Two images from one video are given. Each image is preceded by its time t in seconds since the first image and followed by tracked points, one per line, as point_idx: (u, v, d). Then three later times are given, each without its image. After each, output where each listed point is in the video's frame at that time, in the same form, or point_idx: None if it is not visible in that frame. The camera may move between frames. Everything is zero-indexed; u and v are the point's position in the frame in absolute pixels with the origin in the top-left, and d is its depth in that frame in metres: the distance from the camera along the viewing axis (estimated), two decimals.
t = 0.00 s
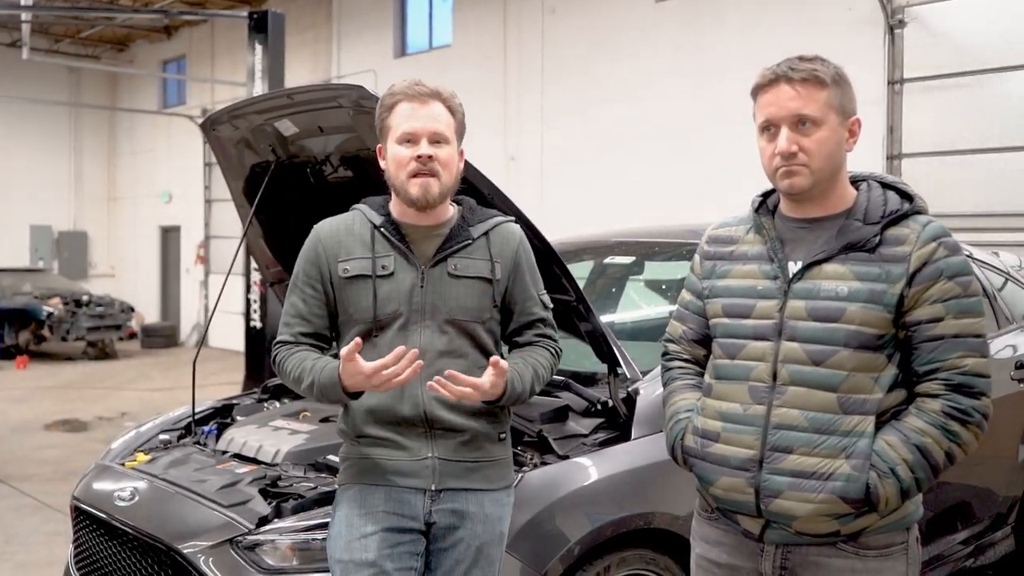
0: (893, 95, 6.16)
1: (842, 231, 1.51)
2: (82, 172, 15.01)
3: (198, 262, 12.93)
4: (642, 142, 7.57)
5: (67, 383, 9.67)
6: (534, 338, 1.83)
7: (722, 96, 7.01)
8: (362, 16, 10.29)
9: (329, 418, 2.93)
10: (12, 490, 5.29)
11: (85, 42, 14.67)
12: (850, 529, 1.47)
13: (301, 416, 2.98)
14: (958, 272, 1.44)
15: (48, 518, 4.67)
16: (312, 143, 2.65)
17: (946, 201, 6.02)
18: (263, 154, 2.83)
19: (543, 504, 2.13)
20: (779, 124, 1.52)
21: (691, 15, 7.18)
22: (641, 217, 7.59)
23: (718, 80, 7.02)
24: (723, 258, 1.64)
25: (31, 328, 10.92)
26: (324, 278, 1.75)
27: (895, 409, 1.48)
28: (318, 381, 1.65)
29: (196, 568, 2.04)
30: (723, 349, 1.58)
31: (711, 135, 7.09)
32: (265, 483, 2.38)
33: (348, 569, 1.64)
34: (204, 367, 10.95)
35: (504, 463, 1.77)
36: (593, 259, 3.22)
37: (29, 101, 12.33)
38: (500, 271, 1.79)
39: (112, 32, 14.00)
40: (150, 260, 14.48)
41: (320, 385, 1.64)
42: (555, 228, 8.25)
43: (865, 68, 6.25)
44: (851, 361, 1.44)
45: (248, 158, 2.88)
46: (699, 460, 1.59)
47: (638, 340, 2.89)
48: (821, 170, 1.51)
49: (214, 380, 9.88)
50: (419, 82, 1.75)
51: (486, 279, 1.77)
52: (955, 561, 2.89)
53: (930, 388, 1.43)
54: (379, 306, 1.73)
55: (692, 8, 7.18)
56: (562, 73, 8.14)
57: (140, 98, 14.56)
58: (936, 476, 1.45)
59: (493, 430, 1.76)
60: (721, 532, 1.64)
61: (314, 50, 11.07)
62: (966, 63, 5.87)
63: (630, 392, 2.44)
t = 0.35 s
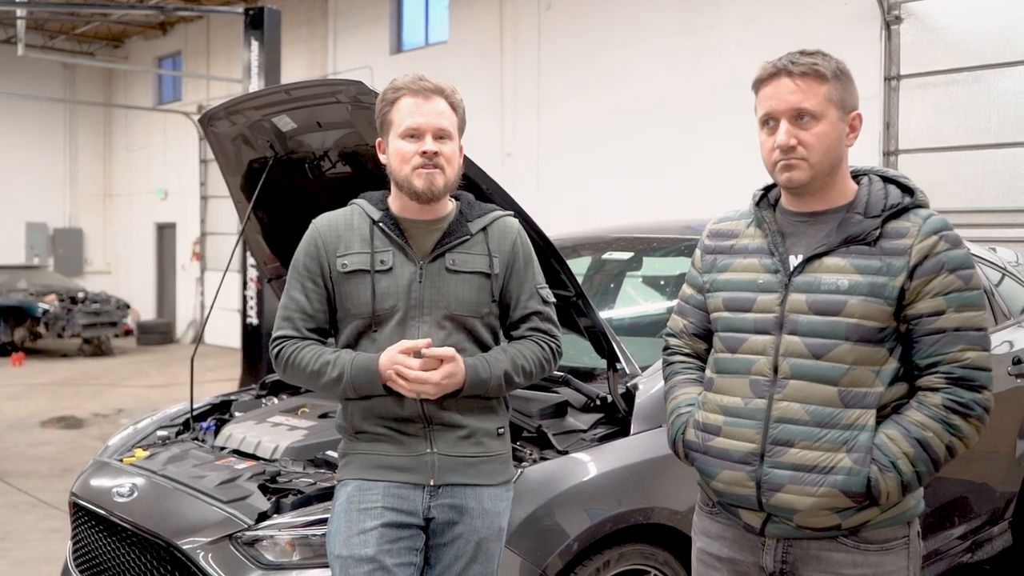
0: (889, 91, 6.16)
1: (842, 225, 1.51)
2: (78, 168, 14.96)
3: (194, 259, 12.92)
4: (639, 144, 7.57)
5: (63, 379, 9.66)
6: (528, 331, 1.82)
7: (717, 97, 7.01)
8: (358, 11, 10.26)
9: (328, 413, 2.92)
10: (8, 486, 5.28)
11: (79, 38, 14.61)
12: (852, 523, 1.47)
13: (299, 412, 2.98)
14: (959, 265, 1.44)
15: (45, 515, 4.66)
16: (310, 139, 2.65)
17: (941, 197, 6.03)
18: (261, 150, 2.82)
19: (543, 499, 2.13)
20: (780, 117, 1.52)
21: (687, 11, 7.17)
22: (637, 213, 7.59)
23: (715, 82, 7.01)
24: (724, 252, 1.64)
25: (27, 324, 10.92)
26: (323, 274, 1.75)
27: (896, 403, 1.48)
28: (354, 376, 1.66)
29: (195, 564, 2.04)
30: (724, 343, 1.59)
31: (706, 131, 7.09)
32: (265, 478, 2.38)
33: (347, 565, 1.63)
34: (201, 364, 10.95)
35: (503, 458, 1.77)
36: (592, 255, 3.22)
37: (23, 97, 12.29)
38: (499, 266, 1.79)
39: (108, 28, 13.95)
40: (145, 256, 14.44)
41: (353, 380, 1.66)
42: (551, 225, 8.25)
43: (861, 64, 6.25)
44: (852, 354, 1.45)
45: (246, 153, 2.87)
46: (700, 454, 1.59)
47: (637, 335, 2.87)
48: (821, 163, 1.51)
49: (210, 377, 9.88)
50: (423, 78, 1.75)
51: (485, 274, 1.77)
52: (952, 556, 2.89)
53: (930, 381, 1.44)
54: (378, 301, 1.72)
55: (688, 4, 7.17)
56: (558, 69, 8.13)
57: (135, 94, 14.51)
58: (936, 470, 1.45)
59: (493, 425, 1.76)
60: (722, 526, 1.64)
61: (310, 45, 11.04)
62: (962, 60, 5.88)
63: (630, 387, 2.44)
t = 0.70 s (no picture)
0: (886, 86, 6.16)
1: (841, 220, 1.51)
2: (74, 165, 14.92)
3: (190, 255, 12.90)
4: (634, 123, 7.56)
5: (58, 376, 9.65)
6: (527, 327, 1.81)
7: (714, 81, 7.00)
8: (355, 7, 10.23)
9: (326, 409, 2.91)
10: (5, 483, 5.27)
11: (75, 34, 14.56)
12: (852, 519, 1.47)
13: (296, 408, 2.97)
14: (958, 260, 1.44)
15: (41, 512, 4.65)
16: (307, 134, 2.64)
17: (937, 193, 6.03)
18: (258, 146, 2.81)
19: (542, 495, 2.12)
20: (777, 112, 1.52)
21: (685, 6, 7.16)
22: (633, 208, 7.59)
23: (713, 68, 7.00)
24: (723, 246, 1.64)
25: (23, 321, 10.91)
26: (321, 271, 1.74)
27: (895, 398, 1.48)
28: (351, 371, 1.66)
29: (194, 560, 2.04)
30: (723, 338, 1.59)
31: (702, 124, 7.09)
32: (263, 475, 2.38)
33: (346, 562, 1.63)
34: (197, 360, 10.93)
35: (502, 454, 1.76)
36: (589, 251, 3.21)
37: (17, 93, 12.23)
38: (497, 262, 1.78)
39: (103, 24, 13.91)
40: (141, 253, 14.41)
41: (351, 377, 1.65)
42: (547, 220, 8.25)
43: (857, 59, 6.25)
44: (852, 349, 1.45)
45: (243, 149, 2.86)
46: (700, 450, 1.59)
47: (635, 330, 2.86)
48: (818, 158, 1.51)
49: (206, 373, 9.87)
50: (420, 75, 1.74)
51: (483, 270, 1.76)
52: (949, 551, 2.89)
53: (930, 376, 1.44)
54: (377, 298, 1.72)
55: None
56: (555, 65, 8.11)
57: (130, 91, 14.47)
58: (936, 466, 1.45)
59: (491, 421, 1.76)
60: (722, 521, 1.65)
61: (306, 41, 11.01)
62: (959, 55, 5.87)
63: (628, 383, 2.43)
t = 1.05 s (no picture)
0: (882, 86, 6.18)
1: (841, 220, 1.51)
2: (70, 166, 14.89)
3: (187, 256, 12.88)
4: (629, 119, 7.57)
5: (55, 377, 9.62)
6: (527, 326, 1.81)
7: (711, 77, 7.00)
8: (352, 8, 10.22)
9: (324, 411, 2.91)
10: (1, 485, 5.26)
11: (71, 35, 14.53)
12: (851, 520, 1.47)
13: (295, 409, 2.97)
14: (957, 260, 1.45)
15: (37, 514, 4.64)
16: (305, 135, 2.63)
17: (934, 193, 6.05)
18: (256, 147, 2.81)
19: (541, 496, 2.12)
20: (776, 111, 1.52)
21: (681, 6, 7.17)
22: (629, 208, 7.59)
23: (712, 65, 6.99)
24: (722, 247, 1.64)
25: (19, 322, 10.88)
26: (321, 270, 1.74)
27: (895, 399, 1.49)
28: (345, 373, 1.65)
29: (192, 562, 2.03)
30: (722, 339, 1.59)
31: (700, 121, 7.09)
32: (262, 477, 2.38)
33: (346, 564, 1.62)
34: (193, 361, 10.92)
35: (501, 456, 1.76)
36: (587, 251, 3.21)
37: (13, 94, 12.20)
38: (497, 262, 1.78)
39: (100, 25, 13.89)
40: (138, 254, 14.39)
41: (348, 378, 1.65)
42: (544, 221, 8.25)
43: (854, 59, 6.26)
44: (851, 350, 1.45)
45: (241, 151, 2.85)
46: (699, 451, 1.59)
47: (633, 331, 2.87)
48: (817, 158, 1.51)
49: (203, 374, 9.86)
50: (420, 75, 1.74)
51: (483, 270, 1.76)
52: (947, 550, 2.90)
53: (929, 377, 1.44)
54: (377, 297, 1.72)
55: None
56: (552, 65, 8.12)
57: (127, 92, 14.44)
58: (935, 466, 1.46)
59: (490, 423, 1.75)
60: (720, 522, 1.65)
61: (303, 42, 10.99)
62: (955, 55, 5.89)
63: (626, 384, 2.43)
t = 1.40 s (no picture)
0: (879, 90, 6.20)
1: (837, 225, 1.52)
2: (66, 171, 14.87)
3: (184, 260, 12.87)
4: (626, 122, 7.59)
5: (52, 381, 9.61)
6: (528, 333, 1.83)
7: (707, 80, 7.01)
8: (349, 12, 10.23)
9: (322, 415, 2.91)
10: None
11: (68, 38, 14.51)
12: (848, 524, 1.47)
13: (292, 413, 2.96)
14: (954, 265, 1.45)
15: (33, 518, 4.62)
16: (303, 139, 2.64)
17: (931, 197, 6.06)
18: (253, 151, 2.82)
19: (539, 500, 2.12)
20: (772, 115, 1.53)
21: (677, 11, 7.19)
22: (627, 211, 7.60)
23: (709, 68, 7.01)
24: (719, 252, 1.64)
25: (15, 326, 10.86)
26: (320, 271, 1.74)
27: (892, 403, 1.49)
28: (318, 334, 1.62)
29: (188, 567, 2.03)
30: (719, 343, 1.59)
31: (696, 125, 7.10)
32: (259, 481, 2.37)
33: (344, 568, 1.62)
34: (190, 365, 10.90)
35: (499, 460, 1.77)
36: (584, 255, 3.22)
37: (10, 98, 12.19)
38: (497, 266, 1.78)
39: (96, 28, 13.89)
40: (135, 258, 14.37)
41: (323, 335, 1.61)
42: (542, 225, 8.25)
43: (851, 64, 6.28)
44: (847, 354, 1.45)
45: (238, 154, 2.86)
46: (696, 455, 1.59)
47: (630, 335, 2.87)
48: (814, 162, 1.52)
49: (200, 378, 9.84)
50: (418, 79, 1.74)
51: (482, 274, 1.76)
52: (945, 554, 2.90)
53: (925, 381, 1.45)
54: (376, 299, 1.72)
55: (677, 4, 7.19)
56: (549, 69, 8.13)
57: (124, 96, 14.43)
58: (932, 471, 1.46)
59: (488, 427, 1.75)
60: (717, 527, 1.65)
61: (300, 46, 10.99)
62: (952, 60, 5.90)
63: (624, 388, 2.43)
